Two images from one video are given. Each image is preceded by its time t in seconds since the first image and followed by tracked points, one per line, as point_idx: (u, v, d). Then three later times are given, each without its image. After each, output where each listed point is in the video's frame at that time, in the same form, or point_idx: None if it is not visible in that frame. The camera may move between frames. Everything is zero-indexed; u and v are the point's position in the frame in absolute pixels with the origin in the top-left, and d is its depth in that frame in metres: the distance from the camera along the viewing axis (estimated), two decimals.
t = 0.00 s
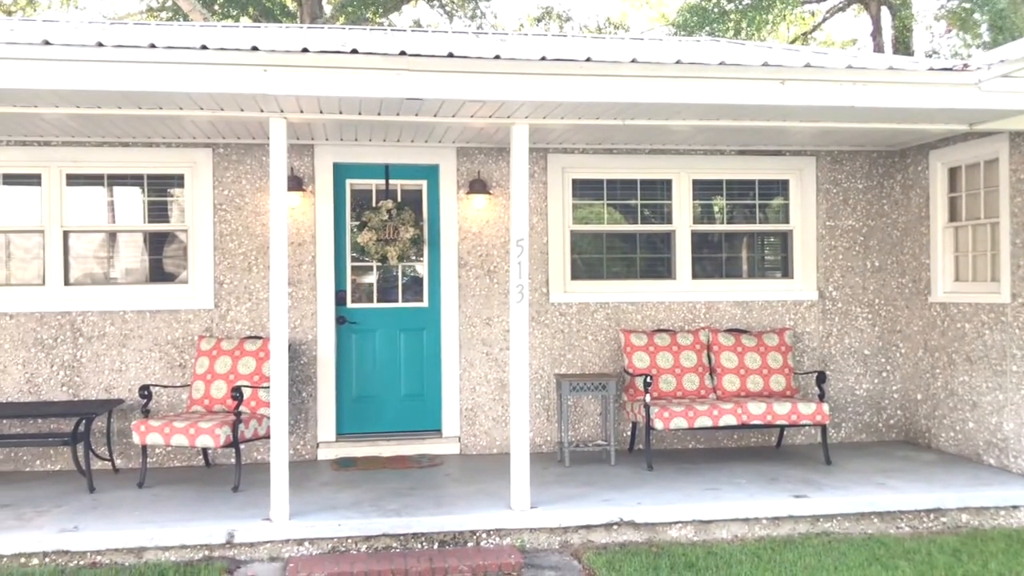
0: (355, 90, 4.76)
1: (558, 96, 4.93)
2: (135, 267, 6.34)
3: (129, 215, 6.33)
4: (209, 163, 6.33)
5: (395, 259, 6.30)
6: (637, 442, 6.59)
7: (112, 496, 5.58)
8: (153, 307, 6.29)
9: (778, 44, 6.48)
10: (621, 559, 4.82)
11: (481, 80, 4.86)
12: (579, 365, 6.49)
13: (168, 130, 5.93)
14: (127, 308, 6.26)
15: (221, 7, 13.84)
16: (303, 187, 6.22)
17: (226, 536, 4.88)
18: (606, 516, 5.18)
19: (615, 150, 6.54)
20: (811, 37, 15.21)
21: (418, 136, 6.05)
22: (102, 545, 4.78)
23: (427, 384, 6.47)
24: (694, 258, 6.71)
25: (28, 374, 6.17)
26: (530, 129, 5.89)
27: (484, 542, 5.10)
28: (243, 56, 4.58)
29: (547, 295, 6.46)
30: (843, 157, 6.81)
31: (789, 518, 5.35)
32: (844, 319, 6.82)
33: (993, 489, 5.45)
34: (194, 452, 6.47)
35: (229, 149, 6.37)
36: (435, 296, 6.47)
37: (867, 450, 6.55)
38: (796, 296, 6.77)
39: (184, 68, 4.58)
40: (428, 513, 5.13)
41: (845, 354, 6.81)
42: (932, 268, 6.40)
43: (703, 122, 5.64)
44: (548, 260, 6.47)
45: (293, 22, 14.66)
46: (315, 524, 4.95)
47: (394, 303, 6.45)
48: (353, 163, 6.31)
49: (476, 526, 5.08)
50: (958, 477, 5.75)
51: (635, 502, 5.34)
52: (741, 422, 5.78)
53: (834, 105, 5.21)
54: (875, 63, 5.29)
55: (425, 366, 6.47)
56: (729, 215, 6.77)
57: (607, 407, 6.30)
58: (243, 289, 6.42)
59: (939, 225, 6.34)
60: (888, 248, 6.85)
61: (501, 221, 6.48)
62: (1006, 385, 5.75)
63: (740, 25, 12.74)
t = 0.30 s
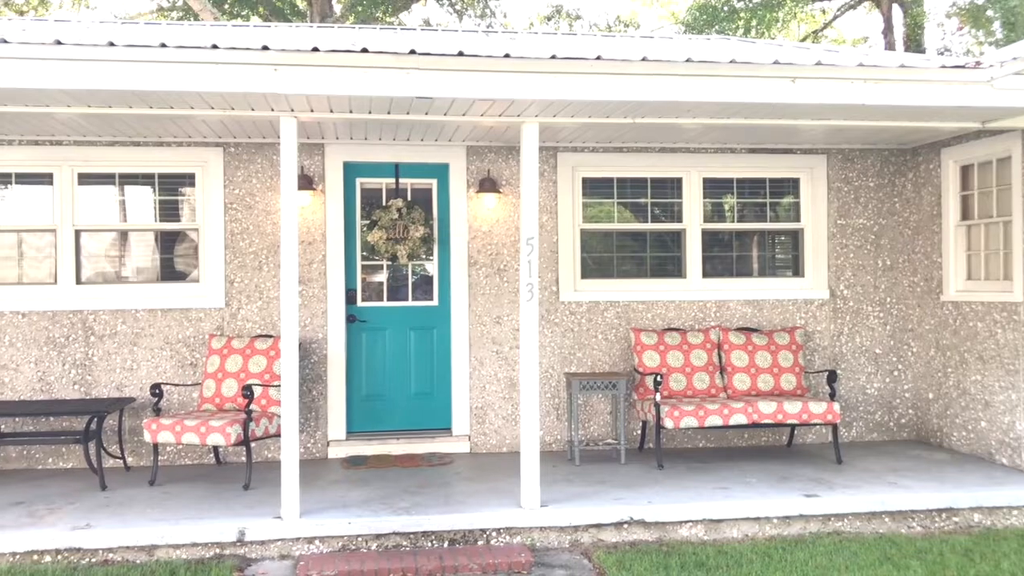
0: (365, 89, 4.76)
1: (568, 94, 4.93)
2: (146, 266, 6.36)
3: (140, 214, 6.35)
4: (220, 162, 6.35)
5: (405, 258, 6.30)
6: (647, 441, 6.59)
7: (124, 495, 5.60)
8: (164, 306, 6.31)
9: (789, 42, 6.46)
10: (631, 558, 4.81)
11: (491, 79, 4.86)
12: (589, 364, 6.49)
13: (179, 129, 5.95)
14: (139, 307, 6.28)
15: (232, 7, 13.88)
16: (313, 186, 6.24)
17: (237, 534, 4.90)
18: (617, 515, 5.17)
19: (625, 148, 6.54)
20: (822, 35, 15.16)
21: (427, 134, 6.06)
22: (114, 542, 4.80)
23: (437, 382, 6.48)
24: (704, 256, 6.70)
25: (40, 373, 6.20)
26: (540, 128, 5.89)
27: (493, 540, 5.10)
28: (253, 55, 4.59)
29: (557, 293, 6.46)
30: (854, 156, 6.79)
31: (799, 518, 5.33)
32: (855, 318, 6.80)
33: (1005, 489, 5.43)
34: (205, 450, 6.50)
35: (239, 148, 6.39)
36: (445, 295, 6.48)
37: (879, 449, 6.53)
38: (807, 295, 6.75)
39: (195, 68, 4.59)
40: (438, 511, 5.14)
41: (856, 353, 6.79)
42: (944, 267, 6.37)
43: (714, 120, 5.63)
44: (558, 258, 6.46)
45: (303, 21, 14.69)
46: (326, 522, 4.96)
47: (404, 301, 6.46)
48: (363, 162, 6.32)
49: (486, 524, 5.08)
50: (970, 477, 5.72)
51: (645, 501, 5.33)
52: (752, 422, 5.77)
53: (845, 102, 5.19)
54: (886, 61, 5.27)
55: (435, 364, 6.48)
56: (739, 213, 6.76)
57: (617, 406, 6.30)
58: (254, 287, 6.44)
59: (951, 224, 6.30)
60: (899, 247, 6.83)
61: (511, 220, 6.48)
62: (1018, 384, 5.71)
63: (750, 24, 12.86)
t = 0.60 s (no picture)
0: (375, 88, 4.77)
1: (578, 92, 4.92)
2: (157, 265, 6.39)
3: (151, 213, 6.38)
4: (230, 160, 6.37)
5: (415, 257, 6.31)
6: (657, 439, 6.59)
7: (135, 492, 5.62)
8: (175, 304, 6.34)
9: (800, 40, 6.44)
10: (641, 557, 4.81)
11: (501, 78, 4.86)
12: (599, 362, 6.50)
13: (189, 128, 5.96)
14: (150, 305, 6.31)
15: (242, 6, 13.91)
16: (323, 184, 6.25)
17: (247, 532, 4.91)
18: (626, 513, 5.17)
19: (635, 147, 6.54)
20: (833, 33, 15.11)
21: (437, 133, 6.06)
22: (125, 540, 4.82)
23: (447, 381, 6.49)
24: (714, 254, 6.69)
25: (52, 371, 6.23)
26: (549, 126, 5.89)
27: (503, 539, 5.10)
28: (264, 54, 4.59)
29: (566, 292, 6.46)
30: (865, 153, 6.76)
31: (810, 517, 5.32)
32: (866, 316, 6.78)
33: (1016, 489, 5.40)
34: (216, 448, 6.52)
35: (249, 147, 6.41)
36: (454, 294, 6.48)
37: (890, 448, 6.51)
38: (818, 294, 6.74)
39: (206, 67, 4.60)
40: (448, 509, 5.15)
41: (867, 352, 6.78)
42: (956, 265, 6.33)
43: (724, 118, 5.62)
44: (568, 257, 6.46)
45: (313, 19, 14.73)
46: (336, 520, 4.97)
47: (414, 300, 6.47)
48: (373, 161, 6.33)
49: (495, 523, 5.08)
50: (981, 476, 5.70)
51: (655, 499, 5.33)
52: (762, 420, 5.76)
53: (856, 100, 5.17)
54: (897, 59, 5.25)
55: (445, 363, 6.49)
56: (749, 212, 6.74)
57: (627, 405, 6.30)
58: (264, 286, 6.46)
59: (963, 222, 6.27)
60: (911, 246, 6.80)
61: (521, 219, 6.48)
62: None
63: (760, 21, 12.85)
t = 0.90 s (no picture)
0: (385, 87, 4.77)
1: (587, 91, 4.92)
2: (167, 264, 6.41)
3: (162, 212, 6.40)
4: (240, 159, 6.39)
5: (424, 255, 6.30)
6: (667, 439, 6.59)
7: (146, 490, 5.65)
8: (186, 303, 6.36)
9: (810, 38, 6.42)
10: (651, 556, 4.81)
11: (510, 77, 4.86)
12: (608, 361, 6.49)
13: (200, 127, 5.97)
14: (160, 304, 6.33)
15: (252, 6, 13.94)
16: (333, 183, 6.26)
17: (258, 530, 4.93)
18: (636, 513, 5.16)
19: (645, 145, 6.53)
20: (844, 31, 15.05)
21: (446, 132, 6.07)
22: (136, 537, 4.84)
23: (456, 379, 6.50)
24: (724, 253, 6.68)
25: (63, 369, 6.26)
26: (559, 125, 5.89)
27: (513, 537, 5.10)
28: (274, 53, 4.60)
29: (576, 291, 6.46)
30: (876, 152, 6.74)
31: (820, 516, 5.31)
32: (876, 316, 6.76)
33: None
34: (226, 446, 6.54)
35: (260, 146, 6.42)
36: (464, 293, 6.49)
37: (901, 448, 6.48)
38: (828, 293, 6.72)
39: (216, 66, 4.61)
40: (458, 508, 5.15)
41: (877, 351, 6.76)
42: (967, 263, 6.30)
43: (734, 117, 5.60)
44: (577, 256, 6.46)
45: (322, 18, 14.76)
46: (346, 518, 4.98)
47: (423, 298, 6.48)
48: (382, 159, 6.35)
49: (505, 521, 5.09)
50: (993, 476, 5.67)
51: (665, 499, 5.32)
52: (772, 420, 5.74)
53: (867, 99, 5.15)
54: (908, 57, 5.24)
55: (454, 361, 6.49)
56: (760, 211, 6.73)
57: (637, 404, 6.29)
58: (274, 285, 6.48)
59: (974, 221, 6.23)
60: (922, 245, 6.78)
61: (531, 217, 6.48)
62: None
63: (770, 20, 12.74)
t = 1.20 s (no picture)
0: (395, 86, 4.77)
1: (597, 90, 4.91)
2: (177, 263, 6.43)
3: (172, 211, 6.42)
4: (250, 158, 6.41)
5: (434, 254, 6.33)
6: (676, 438, 6.58)
7: (156, 488, 5.67)
8: (196, 301, 6.38)
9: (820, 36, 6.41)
10: (660, 555, 4.80)
11: (520, 76, 4.86)
12: (618, 360, 6.49)
13: (210, 126, 5.99)
14: (171, 303, 6.35)
15: (261, 6, 13.98)
16: (342, 182, 6.27)
17: (267, 528, 4.94)
18: (645, 512, 5.16)
19: (654, 144, 6.52)
20: (854, 29, 15.01)
21: (456, 131, 6.07)
22: (147, 535, 4.86)
23: (465, 378, 6.50)
24: (734, 252, 6.67)
25: (74, 367, 6.29)
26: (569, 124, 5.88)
27: (522, 536, 5.11)
28: (284, 52, 4.61)
29: (585, 290, 6.46)
30: (886, 151, 6.72)
31: (830, 516, 5.30)
32: (887, 315, 6.74)
33: None
34: (236, 444, 6.57)
35: (269, 145, 6.44)
36: (473, 292, 6.50)
37: (911, 447, 6.46)
38: (838, 292, 6.70)
39: (226, 65, 4.62)
40: (467, 507, 5.16)
41: (888, 350, 6.74)
42: (979, 262, 6.27)
43: (744, 115, 5.59)
44: (587, 255, 6.46)
45: (331, 17, 14.80)
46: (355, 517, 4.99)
47: (432, 297, 6.49)
48: (392, 158, 6.36)
49: (514, 520, 5.09)
50: (1004, 476, 5.65)
51: (674, 498, 5.32)
52: (782, 419, 5.73)
53: (878, 97, 5.14)
54: (919, 56, 5.22)
55: (463, 360, 6.50)
56: (769, 209, 6.72)
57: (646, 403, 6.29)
58: (284, 284, 6.49)
59: (986, 220, 6.20)
60: (932, 244, 6.76)
61: (540, 216, 6.48)
62: None
63: (779, 18, 12.72)
